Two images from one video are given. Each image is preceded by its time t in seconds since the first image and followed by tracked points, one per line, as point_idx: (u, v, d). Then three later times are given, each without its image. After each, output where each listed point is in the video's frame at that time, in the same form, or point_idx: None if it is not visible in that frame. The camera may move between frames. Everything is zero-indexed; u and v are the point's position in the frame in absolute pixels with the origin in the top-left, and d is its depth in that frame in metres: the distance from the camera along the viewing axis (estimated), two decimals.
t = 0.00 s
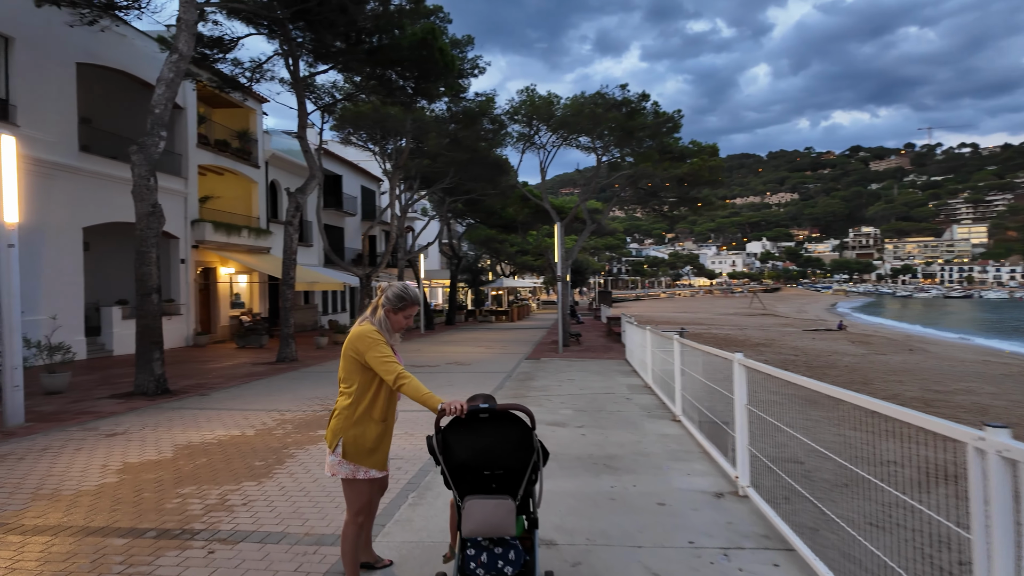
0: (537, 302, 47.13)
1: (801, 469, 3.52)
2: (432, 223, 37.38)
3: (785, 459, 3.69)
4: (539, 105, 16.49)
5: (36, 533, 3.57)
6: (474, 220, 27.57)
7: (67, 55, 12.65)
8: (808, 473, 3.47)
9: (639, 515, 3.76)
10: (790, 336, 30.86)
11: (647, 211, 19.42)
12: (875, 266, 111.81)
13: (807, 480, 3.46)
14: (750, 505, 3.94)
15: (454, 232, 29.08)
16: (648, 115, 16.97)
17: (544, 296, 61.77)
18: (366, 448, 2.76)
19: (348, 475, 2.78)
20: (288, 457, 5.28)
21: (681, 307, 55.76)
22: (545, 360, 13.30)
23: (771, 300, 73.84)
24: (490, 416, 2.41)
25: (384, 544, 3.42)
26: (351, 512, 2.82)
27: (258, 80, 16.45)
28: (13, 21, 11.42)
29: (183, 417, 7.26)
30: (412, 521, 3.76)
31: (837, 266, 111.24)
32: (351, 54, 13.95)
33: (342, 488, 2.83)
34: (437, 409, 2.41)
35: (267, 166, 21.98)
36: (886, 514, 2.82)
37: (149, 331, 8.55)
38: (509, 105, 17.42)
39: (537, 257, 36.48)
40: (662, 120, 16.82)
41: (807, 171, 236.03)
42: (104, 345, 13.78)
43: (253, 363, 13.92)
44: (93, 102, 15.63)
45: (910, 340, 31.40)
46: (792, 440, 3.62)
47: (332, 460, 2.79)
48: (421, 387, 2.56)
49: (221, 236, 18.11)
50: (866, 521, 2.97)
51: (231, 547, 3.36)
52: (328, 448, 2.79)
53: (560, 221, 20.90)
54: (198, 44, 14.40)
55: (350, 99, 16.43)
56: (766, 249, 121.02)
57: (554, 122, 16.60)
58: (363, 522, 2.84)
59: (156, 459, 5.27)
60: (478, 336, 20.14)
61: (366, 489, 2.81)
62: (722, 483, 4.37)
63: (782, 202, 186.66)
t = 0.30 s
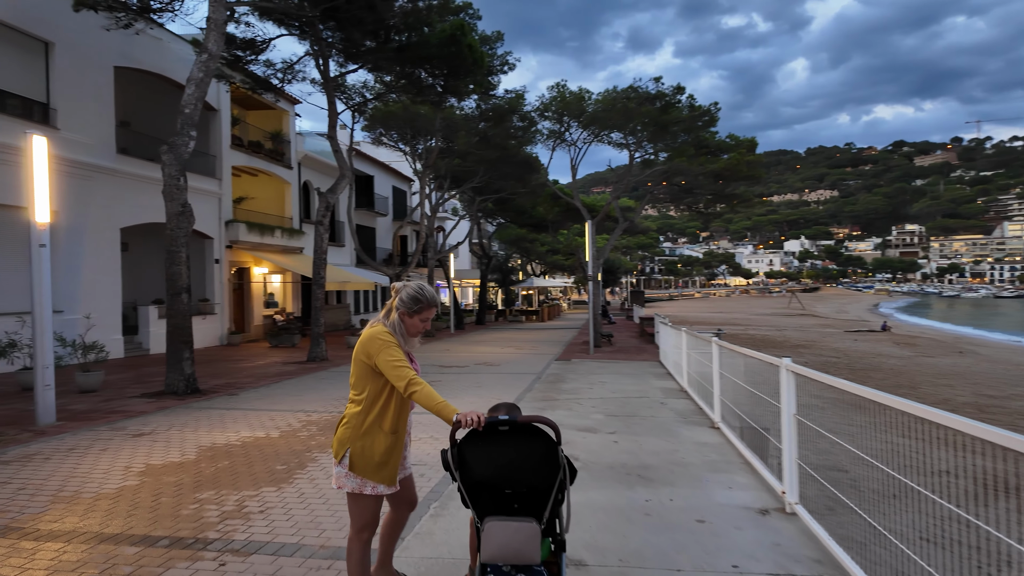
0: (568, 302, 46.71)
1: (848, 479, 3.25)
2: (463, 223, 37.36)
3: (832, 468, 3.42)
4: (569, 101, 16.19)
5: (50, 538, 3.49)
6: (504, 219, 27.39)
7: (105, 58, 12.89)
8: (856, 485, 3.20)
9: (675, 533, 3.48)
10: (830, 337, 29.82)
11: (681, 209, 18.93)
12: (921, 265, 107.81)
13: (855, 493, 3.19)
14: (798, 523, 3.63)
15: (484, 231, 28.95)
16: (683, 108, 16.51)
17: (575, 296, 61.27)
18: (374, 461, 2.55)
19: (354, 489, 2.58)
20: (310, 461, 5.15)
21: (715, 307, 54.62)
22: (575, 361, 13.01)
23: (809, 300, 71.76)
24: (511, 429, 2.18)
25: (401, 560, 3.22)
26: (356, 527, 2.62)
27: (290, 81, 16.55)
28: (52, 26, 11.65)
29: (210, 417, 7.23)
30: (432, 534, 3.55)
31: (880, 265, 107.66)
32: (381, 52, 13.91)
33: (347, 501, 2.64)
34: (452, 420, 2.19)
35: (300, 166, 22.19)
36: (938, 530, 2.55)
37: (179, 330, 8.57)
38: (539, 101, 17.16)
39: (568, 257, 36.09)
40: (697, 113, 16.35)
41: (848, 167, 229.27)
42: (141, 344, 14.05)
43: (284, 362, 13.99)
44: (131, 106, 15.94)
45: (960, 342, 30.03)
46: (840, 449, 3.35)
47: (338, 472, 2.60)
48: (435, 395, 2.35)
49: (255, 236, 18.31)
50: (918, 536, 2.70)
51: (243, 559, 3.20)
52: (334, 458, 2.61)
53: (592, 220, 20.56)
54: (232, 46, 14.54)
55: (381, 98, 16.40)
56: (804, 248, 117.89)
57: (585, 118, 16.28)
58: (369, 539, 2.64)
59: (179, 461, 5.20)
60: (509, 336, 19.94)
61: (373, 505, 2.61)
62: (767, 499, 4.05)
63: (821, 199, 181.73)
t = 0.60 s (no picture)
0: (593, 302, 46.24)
1: (887, 486, 2.98)
2: (486, 223, 37.23)
3: (871, 474, 3.13)
4: (593, 97, 15.89)
5: (50, 539, 3.38)
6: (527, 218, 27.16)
7: (132, 59, 13.02)
8: (896, 491, 2.93)
9: (702, 544, 3.22)
10: (864, 338, 28.92)
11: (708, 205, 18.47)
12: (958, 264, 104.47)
13: (896, 501, 2.91)
14: (838, 536, 3.33)
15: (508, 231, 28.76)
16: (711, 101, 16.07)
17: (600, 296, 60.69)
18: (380, 463, 2.35)
19: (361, 490, 2.38)
20: (322, 461, 5.00)
21: (744, 307, 53.57)
22: (599, 361, 12.71)
23: (841, 301, 69.98)
24: (518, 431, 1.96)
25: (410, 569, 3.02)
26: (364, 532, 2.43)
27: (313, 80, 16.58)
28: (80, 28, 11.79)
29: (227, 415, 7.16)
30: (443, 541, 3.35)
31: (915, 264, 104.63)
32: (402, 49, 13.81)
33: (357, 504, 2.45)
34: (453, 419, 1.99)
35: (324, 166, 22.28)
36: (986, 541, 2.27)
37: (198, 328, 8.55)
38: (562, 97, 16.90)
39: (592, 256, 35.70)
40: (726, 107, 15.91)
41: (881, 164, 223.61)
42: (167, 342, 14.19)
43: (306, 360, 13.97)
44: (158, 108, 16.12)
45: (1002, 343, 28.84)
46: (879, 453, 3.08)
47: (345, 473, 2.43)
48: (436, 394, 2.12)
49: (279, 236, 18.39)
50: (969, 549, 2.38)
51: (242, 564, 3.04)
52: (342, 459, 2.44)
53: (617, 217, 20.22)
54: (255, 45, 14.59)
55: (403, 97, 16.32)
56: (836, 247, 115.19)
57: (609, 114, 15.96)
58: (377, 546, 2.42)
59: (190, 460, 5.10)
60: (532, 336, 19.69)
61: (381, 509, 2.40)
62: (803, 508, 3.76)
63: (853, 197, 177.51)
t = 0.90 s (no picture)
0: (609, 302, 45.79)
1: (917, 494, 2.77)
2: (501, 222, 36.99)
3: (906, 487, 2.85)
4: (610, 91, 15.56)
5: (30, 553, 3.20)
6: (543, 217, 26.88)
7: (146, 57, 12.98)
8: (927, 500, 2.72)
9: (729, 568, 2.94)
10: (888, 338, 28.18)
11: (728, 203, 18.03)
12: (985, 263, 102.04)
13: (926, 510, 2.71)
14: (878, 561, 3.01)
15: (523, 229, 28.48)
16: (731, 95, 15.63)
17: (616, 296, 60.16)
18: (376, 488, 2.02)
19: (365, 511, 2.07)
20: (323, 468, 4.78)
21: (763, 306, 52.74)
22: (616, 361, 12.40)
23: (864, 300, 68.60)
24: (519, 454, 1.70)
25: None
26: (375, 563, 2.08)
27: (326, 78, 16.42)
28: (93, 26, 11.76)
29: (233, 416, 6.99)
30: (447, 561, 3.09)
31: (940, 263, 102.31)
32: (416, 44, 13.61)
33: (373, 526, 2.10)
34: (446, 439, 1.71)
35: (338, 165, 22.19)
36: None
37: (206, 328, 8.40)
38: (578, 92, 16.61)
39: (609, 255, 35.28)
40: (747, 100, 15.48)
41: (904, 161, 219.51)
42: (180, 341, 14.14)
43: (319, 360, 13.85)
44: (173, 106, 16.09)
45: None
46: (919, 468, 2.78)
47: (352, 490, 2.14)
48: (435, 410, 1.80)
49: (293, 234, 18.30)
50: None
51: None
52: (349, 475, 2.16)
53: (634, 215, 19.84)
54: (268, 43, 14.47)
55: (417, 93, 16.13)
56: (858, 246, 113.17)
57: (626, 109, 15.62)
58: None
59: (188, 465, 4.92)
60: (547, 335, 19.41)
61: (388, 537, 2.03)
62: (838, 527, 3.45)
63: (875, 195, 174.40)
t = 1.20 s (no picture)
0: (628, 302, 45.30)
1: (952, 503, 2.55)
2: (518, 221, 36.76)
3: (943, 498, 2.62)
4: (628, 86, 15.25)
5: (9, 563, 3.04)
6: (560, 216, 26.59)
7: (161, 57, 13.00)
8: (961, 510, 2.51)
9: None
10: (916, 339, 27.39)
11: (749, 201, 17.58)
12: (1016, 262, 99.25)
13: (961, 521, 2.50)
14: None
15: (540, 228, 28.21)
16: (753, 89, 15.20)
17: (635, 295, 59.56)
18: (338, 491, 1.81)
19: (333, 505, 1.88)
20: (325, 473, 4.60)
21: (785, 306, 51.79)
22: (634, 362, 12.09)
23: (890, 301, 67.08)
24: (510, 472, 1.47)
25: None
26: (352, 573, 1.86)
27: (340, 76, 16.32)
28: (109, 26, 11.80)
29: (239, 417, 6.86)
30: None
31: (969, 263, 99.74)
32: (430, 41, 13.43)
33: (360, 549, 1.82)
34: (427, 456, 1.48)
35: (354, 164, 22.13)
36: None
37: (215, 326, 8.31)
38: (595, 87, 16.32)
39: (626, 254, 34.80)
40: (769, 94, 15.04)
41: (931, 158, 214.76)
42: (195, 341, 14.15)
43: (332, 360, 13.76)
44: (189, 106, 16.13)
45: None
46: (954, 479, 2.53)
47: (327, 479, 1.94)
48: (410, 433, 1.51)
49: (309, 233, 18.26)
50: None
51: None
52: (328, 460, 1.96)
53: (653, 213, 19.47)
54: (282, 41, 14.39)
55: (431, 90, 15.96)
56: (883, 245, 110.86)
57: (644, 104, 15.30)
58: None
59: (187, 468, 4.76)
60: (564, 335, 19.14)
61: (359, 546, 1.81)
62: (871, 545, 3.17)
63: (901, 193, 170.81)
